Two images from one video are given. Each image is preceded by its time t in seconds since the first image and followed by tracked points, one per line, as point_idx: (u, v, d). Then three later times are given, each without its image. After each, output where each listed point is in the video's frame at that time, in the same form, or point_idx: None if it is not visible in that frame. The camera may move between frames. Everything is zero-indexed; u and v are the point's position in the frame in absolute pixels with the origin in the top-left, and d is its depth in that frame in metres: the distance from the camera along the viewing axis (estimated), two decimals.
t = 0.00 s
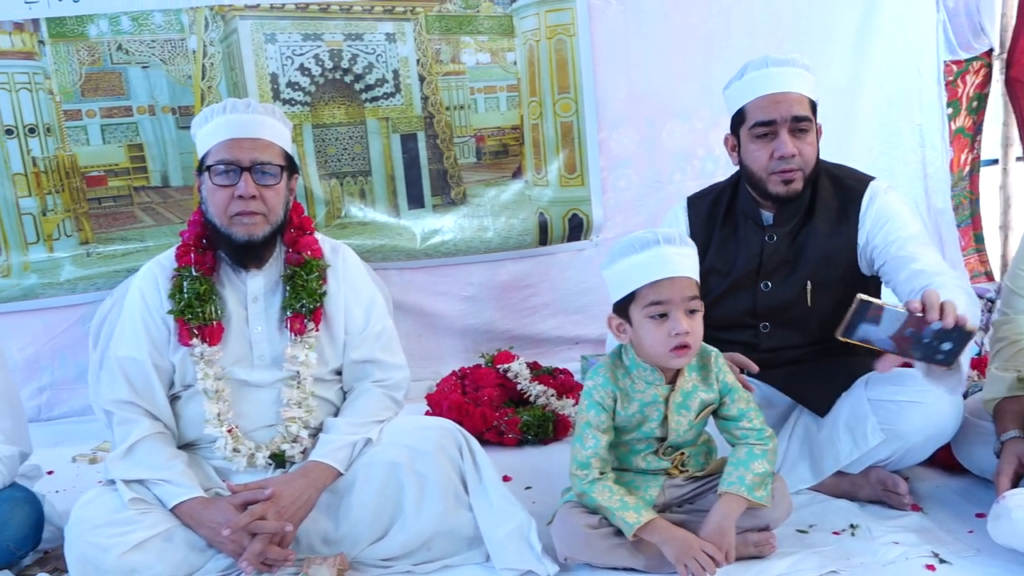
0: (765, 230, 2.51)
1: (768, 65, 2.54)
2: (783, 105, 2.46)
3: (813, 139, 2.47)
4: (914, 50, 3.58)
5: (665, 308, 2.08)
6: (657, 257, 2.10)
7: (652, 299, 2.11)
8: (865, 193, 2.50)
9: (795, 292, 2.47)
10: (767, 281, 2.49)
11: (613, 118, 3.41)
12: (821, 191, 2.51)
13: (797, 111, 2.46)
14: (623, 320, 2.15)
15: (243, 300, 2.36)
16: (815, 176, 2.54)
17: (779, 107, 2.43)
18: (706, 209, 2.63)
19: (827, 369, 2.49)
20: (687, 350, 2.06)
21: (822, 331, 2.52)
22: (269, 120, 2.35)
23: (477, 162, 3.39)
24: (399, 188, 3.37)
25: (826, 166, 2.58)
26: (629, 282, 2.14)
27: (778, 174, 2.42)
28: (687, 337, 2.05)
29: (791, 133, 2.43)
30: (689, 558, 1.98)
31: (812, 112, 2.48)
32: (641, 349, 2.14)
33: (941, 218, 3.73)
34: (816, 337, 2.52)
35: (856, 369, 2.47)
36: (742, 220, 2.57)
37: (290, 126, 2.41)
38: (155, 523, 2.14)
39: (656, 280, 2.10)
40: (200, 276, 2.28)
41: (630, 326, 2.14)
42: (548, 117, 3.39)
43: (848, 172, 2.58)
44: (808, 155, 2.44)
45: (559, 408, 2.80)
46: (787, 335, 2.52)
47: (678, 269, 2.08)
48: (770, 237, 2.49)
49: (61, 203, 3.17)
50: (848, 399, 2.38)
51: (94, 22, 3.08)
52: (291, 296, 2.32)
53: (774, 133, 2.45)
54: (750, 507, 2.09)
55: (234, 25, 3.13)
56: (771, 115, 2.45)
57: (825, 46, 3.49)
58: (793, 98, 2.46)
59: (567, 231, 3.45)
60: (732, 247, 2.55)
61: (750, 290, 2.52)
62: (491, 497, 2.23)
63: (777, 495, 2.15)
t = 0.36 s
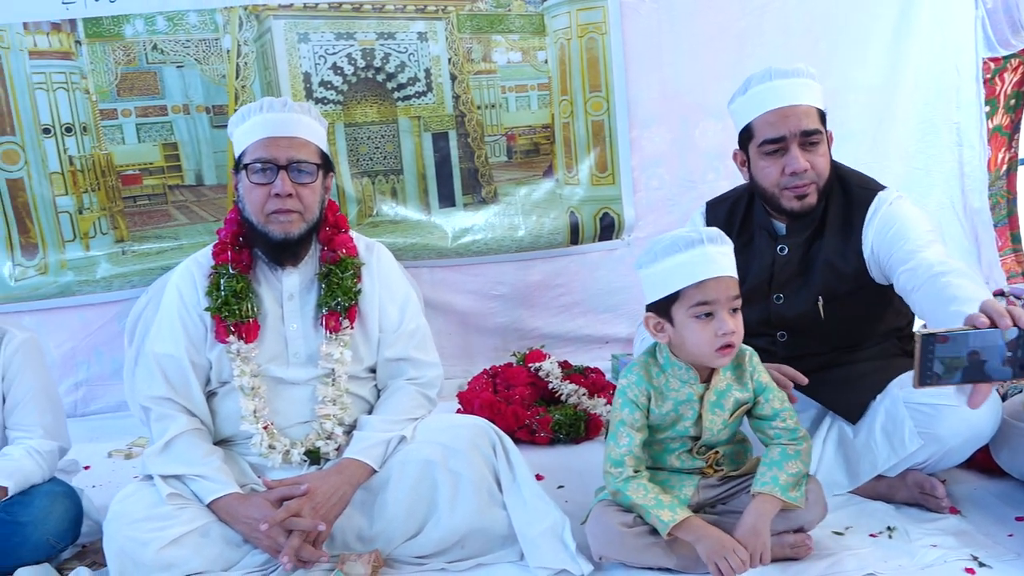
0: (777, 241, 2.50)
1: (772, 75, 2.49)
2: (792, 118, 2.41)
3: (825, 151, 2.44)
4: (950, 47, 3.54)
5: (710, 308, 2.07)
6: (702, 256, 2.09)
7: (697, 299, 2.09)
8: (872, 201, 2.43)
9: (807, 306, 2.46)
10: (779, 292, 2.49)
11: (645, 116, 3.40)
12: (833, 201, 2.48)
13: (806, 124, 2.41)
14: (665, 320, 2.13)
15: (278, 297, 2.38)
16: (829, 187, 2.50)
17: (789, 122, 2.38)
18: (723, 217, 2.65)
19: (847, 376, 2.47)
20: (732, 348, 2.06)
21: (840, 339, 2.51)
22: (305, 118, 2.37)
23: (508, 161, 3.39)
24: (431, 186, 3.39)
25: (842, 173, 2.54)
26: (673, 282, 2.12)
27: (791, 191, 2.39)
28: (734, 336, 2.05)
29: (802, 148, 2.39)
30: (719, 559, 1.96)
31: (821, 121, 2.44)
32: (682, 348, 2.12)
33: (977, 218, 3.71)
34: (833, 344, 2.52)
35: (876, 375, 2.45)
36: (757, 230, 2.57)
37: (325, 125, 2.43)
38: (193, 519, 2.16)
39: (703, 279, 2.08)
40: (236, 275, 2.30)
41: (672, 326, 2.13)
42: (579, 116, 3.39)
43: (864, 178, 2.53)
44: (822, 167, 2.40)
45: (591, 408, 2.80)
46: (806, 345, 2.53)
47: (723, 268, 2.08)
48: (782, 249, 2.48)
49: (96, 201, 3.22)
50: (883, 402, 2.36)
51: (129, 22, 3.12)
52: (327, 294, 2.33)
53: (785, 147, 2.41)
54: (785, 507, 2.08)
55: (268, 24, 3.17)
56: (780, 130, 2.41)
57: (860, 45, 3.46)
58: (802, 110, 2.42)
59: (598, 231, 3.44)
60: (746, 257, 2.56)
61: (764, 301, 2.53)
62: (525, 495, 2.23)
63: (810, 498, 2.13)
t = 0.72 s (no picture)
0: (814, 254, 2.45)
1: (811, 90, 2.42)
2: (833, 137, 2.34)
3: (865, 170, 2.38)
4: (989, 42, 3.48)
5: (744, 302, 2.07)
6: (734, 250, 2.08)
7: (731, 295, 2.09)
8: (914, 214, 2.36)
9: (843, 321, 2.41)
10: (814, 307, 2.44)
11: (677, 114, 3.39)
12: (872, 215, 2.41)
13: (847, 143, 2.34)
14: (698, 316, 2.12)
15: (314, 296, 2.39)
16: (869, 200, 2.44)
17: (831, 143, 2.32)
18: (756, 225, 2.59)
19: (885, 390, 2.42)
20: (766, 343, 2.06)
21: (878, 353, 2.45)
22: (341, 117, 2.38)
23: (539, 159, 3.40)
24: (462, 185, 3.40)
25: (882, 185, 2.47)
26: (706, 277, 2.11)
27: (831, 212, 2.34)
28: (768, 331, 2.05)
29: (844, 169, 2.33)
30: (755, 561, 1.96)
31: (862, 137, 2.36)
32: (714, 343, 2.12)
33: (1016, 217, 3.65)
34: (870, 355, 2.45)
35: (914, 379, 2.40)
36: (792, 241, 2.52)
37: (361, 124, 2.44)
38: (230, 516, 2.17)
39: (737, 274, 2.08)
40: (273, 273, 2.31)
41: (705, 322, 2.12)
42: (610, 114, 3.38)
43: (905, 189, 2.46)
44: (863, 187, 2.33)
45: (624, 407, 2.80)
46: (840, 355, 2.47)
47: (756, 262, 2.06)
48: (819, 263, 2.43)
49: (132, 200, 3.26)
50: (922, 405, 2.35)
51: (165, 23, 3.15)
52: (362, 292, 2.34)
53: (824, 167, 2.35)
54: (822, 508, 2.06)
55: (300, 24, 3.19)
56: (820, 151, 2.35)
57: (894, 41, 3.42)
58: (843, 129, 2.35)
59: (630, 229, 3.43)
60: (781, 269, 2.51)
61: (798, 313, 2.48)
62: (560, 494, 2.21)
63: (848, 499, 2.10)
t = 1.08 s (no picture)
0: (856, 255, 2.44)
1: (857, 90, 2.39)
2: (880, 140, 2.32)
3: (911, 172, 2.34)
4: None
5: (755, 288, 2.11)
6: (743, 238, 2.14)
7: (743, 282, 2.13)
8: (959, 216, 2.33)
9: (885, 324, 2.40)
10: (855, 309, 2.43)
11: (710, 111, 3.38)
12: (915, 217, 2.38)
13: (892, 146, 2.31)
14: (716, 307, 2.17)
15: (350, 293, 2.40)
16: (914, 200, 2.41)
17: (875, 147, 2.29)
18: (796, 226, 2.59)
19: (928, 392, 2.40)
20: (781, 327, 2.06)
21: (920, 355, 2.43)
22: (377, 115, 2.38)
23: (570, 157, 3.41)
24: (493, 184, 3.41)
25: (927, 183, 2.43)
26: (719, 267, 2.17)
27: (873, 215, 2.32)
28: (781, 315, 2.06)
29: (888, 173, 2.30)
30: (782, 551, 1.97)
31: (907, 138, 2.32)
32: (733, 332, 2.16)
33: None
34: (912, 357, 2.43)
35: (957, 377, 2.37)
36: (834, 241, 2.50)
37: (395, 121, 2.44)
38: (268, 512, 2.18)
39: (746, 261, 2.12)
40: (308, 270, 2.33)
41: (723, 312, 2.17)
42: (642, 111, 3.38)
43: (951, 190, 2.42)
44: (907, 191, 2.31)
45: (657, 405, 2.80)
46: (881, 356, 2.45)
47: (765, 249, 2.11)
48: (860, 264, 2.42)
49: (166, 199, 3.28)
50: (963, 404, 2.32)
51: (198, 22, 3.17)
52: (398, 290, 2.35)
53: (866, 169, 2.33)
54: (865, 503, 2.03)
55: (332, 23, 3.20)
56: (864, 154, 2.32)
57: (930, 35, 3.38)
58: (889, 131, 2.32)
59: (661, 227, 3.42)
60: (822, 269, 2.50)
61: (839, 314, 2.47)
62: (597, 493, 2.21)
63: (889, 496, 2.07)
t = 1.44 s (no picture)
0: (896, 246, 2.40)
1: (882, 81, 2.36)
2: (902, 133, 2.28)
3: (938, 163, 2.29)
4: None
5: (772, 288, 2.08)
6: (759, 239, 2.12)
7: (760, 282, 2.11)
8: (1005, 205, 2.28)
9: (930, 315, 2.34)
10: (898, 301, 2.38)
11: (745, 107, 3.36)
12: (958, 205, 2.34)
13: (915, 138, 2.28)
14: (737, 307, 2.16)
15: (389, 295, 2.42)
16: (953, 189, 2.36)
17: (897, 140, 2.26)
18: (832, 222, 2.54)
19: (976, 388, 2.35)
20: (801, 326, 2.05)
21: (967, 349, 2.37)
22: (413, 116, 2.40)
23: (604, 155, 3.40)
24: (528, 184, 3.41)
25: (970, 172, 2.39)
26: (736, 268, 2.16)
27: (897, 208, 2.30)
28: (798, 313, 2.04)
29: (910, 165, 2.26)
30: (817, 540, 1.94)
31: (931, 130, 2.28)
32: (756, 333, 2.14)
33: None
34: (959, 352, 2.37)
35: (1006, 376, 2.34)
36: (874, 233, 2.46)
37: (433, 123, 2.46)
38: (310, 514, 2.19)
39: (760, 261, 2.10)
40: (348, 272, 2.34)
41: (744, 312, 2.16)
42: (677, 108, 3.37)
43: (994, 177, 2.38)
44: (931, 182, 2.27)
45: (696, 405, 2.80)
46: (927, 350, 2.39)
47: (777, 248, 2.08)
48: (900, 256, 2.37)
49: (203, 203, 3.31)
50: (1012, 404, 2.29)
51: (233, 27, 3.20)
52: (436, 291, 2.36)
53: (888, 162, 2.30)
54: (903, 494, 1.99)
55: (366, 25, 3.21)
56: (886, 146, 2.29)
57: (969, 27, 3.32)
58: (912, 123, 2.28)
59: (697, 225, 3.40)
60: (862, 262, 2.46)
61: (881, 307, 2.42)
62: (638, 495, 2.20)
63: (932, 490, 2.03)
